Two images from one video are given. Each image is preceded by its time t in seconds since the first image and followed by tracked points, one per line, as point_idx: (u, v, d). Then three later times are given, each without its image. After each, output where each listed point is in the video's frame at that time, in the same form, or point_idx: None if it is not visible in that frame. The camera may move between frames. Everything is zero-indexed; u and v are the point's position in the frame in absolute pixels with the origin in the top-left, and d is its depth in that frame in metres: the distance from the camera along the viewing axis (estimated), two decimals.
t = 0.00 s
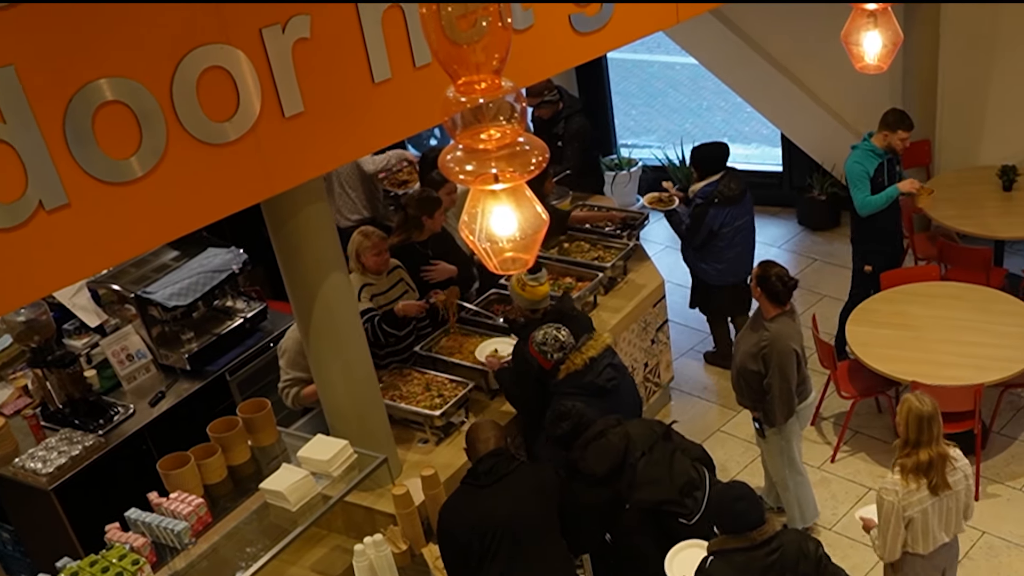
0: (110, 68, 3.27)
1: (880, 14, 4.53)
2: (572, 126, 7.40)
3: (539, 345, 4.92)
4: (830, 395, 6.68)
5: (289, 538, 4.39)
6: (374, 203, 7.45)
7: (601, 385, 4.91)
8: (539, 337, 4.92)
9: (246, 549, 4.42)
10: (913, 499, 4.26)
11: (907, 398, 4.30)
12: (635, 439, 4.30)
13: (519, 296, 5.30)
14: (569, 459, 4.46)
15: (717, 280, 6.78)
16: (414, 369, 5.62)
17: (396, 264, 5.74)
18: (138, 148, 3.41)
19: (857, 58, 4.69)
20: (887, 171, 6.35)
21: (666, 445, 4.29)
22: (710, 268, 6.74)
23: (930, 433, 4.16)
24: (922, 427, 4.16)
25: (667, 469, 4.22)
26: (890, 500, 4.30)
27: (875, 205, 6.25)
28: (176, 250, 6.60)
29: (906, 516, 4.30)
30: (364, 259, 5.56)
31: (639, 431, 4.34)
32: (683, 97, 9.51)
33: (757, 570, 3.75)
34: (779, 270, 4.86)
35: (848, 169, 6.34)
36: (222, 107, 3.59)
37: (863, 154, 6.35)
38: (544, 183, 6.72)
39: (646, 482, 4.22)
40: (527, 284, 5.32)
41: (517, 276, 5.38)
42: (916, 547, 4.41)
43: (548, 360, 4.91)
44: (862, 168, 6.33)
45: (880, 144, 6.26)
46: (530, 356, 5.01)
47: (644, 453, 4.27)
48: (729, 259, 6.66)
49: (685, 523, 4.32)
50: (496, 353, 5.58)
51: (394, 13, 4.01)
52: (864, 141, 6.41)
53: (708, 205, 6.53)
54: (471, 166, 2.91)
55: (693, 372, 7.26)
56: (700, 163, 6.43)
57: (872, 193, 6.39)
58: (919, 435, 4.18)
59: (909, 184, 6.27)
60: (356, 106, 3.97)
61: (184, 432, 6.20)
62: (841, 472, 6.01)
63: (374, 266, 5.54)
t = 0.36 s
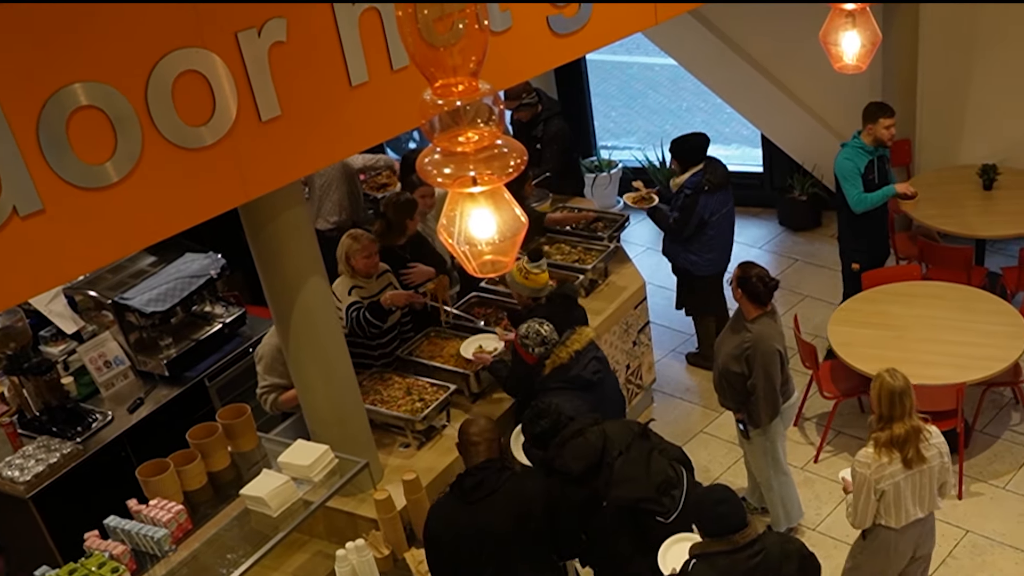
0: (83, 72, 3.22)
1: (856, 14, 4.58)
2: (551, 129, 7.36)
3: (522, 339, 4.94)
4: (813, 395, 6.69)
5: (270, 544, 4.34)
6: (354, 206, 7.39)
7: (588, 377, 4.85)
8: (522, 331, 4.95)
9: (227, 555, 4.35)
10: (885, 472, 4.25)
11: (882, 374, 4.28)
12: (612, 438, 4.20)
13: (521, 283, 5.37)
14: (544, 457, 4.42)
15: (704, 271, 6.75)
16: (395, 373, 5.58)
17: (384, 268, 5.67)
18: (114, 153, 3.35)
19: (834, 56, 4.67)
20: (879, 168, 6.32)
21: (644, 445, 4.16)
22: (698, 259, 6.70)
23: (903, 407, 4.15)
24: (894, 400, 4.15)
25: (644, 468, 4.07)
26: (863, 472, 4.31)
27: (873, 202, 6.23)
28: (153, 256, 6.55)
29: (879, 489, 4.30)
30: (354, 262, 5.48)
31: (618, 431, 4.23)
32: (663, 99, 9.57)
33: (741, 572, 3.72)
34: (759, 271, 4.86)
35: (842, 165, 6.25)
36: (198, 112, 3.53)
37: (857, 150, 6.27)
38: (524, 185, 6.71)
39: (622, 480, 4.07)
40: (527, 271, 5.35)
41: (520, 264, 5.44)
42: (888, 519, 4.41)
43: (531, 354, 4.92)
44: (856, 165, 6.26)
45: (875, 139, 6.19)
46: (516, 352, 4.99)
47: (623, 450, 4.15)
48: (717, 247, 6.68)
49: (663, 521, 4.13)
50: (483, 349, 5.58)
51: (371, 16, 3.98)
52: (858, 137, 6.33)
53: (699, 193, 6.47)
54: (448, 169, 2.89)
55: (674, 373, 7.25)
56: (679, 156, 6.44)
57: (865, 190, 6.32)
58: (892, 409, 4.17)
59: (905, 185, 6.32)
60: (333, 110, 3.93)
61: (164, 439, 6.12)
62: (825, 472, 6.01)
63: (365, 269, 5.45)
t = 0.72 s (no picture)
0: (60, 76, 3.17)
1: (837, 14, 4.57)
2: (532, 130, 7.32)
3: (488, 337, 4.85)
4: (798, 395, 6.69)
5: (253, 550, 4.30)
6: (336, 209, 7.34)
7: (547, 383, 4.80)
8: (488, 329, 4.85)
9: (210, 561, 4.29)
10: (842, 456, 4.31)
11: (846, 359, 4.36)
12: (592, 441, 4.20)
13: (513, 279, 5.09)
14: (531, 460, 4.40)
15: (699, 257, 6.78)
16: (378, 376, 5.53)
17: (378, 276, 5.67)
18: (91, 157, 3.30)
19: (815, 56, 4.67)
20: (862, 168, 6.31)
21: (625, 445, 4.21)
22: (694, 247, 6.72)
23: (862, 392, 4.20)
24: (853, 386, 4.22)
25: (626, 469, 4.09)
26: (821, 455, 4.37)
27: (856, 205, 6.25)
28: (132, 261, 6.46)
29: (836, 473, 4.35)
30: (350, 268, 5.44)
31: (597, 434, 4.25)
32: (646, 100, 9.55)
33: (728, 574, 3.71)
34: (742, 270, 4.85)
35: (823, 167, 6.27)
36: (177, 115, 3.49)
37: (838, 151, 6.27)
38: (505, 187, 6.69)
39: (604, 482, 4.07)
40: (519, 267, 5.10)
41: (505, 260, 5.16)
42: (847, 504, 4.44)
43: (495, 353, 4.84)
44: (837, 167, 6.26)
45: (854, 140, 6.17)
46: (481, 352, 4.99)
47: (605, 452, 4.17)
48: (712, 232, 6.76)
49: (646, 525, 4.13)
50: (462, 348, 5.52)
51: (350, 19, 3.94)
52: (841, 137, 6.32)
53: (695, 182, 6.55)
54: (429, 172, 2.86)
55: (658, 374, 7.24)
56: (668, 150, 6.44)
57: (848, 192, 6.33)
58: (849, 394, 4.23)
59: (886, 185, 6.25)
60: (313, 113, 3.89)
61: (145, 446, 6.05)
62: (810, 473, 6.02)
63: (360, 275, 5.43)
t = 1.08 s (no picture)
0: (39, 80, 3.12)
1: (819, 14, 4.58)
2: (516, 133, 7.30)
3: (448, 338, 5.03)
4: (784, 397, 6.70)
5: (238, 555, 4.26)
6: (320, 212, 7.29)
7: (508, 383, 4.69)
8: (448, 331, 5.04)
9: (195, 566, 4.27)
10: (786, 443, 4.39)
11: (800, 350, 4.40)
12: (578, 445, 4.25)
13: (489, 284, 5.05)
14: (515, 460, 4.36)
15: (679, 251, 6.85)
16: (363, 380, 5.46)
17: (370, 286, 5.68)
18: (71, 161, 3.26)
19: (798, 56, 4.67)
20: (842, 171, 6.32)
21: (613, 449, 4.23)
22: (674, 242, 6.79)
23: (810, 384, 4.25)
24: (801, 377, 4.27)
25: (613, 475, 4.11)
26: (767, 441, 4.45)
27: (833, 206, 6.24)
28: (115, 265, 6.43)
29: (781, 460, 4.43)
30: (342, 274, 5.44)
31: (583, 438, 4.27)
32: (629, 101, 9.63)
33: None
34: (726, 270, 4.85)
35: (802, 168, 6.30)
36: (157, 119, 3.44)
37: (818, 153, 6.29)
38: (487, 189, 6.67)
39: (590, 489, 4.08)
40: (493, 271, 5.04)
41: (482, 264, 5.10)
42: (790, 490, 4.52)
43: (454, 353, 4.99)
44: (816, 168, 6.29)
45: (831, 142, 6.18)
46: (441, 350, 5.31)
47: (589, 458, 4.19)
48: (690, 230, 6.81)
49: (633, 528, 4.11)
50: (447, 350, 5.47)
51: (332, 21, 3.90)
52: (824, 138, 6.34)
53: (678, 177, 6.61)
54: (412, 174, 2.84)
55: (644, 375, 7.20)
56: (646, 145, 6.48)
57: (824, 194, 6.35)
58: (798, 384, 4.29)
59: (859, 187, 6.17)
60: (295, 116, 3.85)
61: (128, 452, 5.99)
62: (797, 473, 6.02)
63: (353, 281, 5.43)
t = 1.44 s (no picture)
0: (16, 83, 3.08)
1: (802, 14, 4.59)
2: (499, 134, 7.27)
3: (417, 335, 5.02)
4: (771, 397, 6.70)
5: (222, 560, 4.21)
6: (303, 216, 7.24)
7: (478, 377, 4.62)
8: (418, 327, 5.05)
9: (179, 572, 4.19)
10: (743, 435, 4.40)
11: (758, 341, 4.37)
12: (568, 446, 4.19)
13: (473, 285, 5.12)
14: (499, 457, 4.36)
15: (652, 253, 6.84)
16: (348, 383, 5.44)
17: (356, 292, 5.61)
18: (51, 165, 3.21)
19: (781, 56, 4.69)
20: (822, 171, 6.31)
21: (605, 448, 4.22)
22: (645, 243, 6.78)
23: (767, 378, 4.23)
24: (757, 370, 4.25)
25: (605, 473, 4.12)
26: (726, 432, 4.47)
27: (802, 204, 6.27)
28: (95, 270, 6.38)
29: (740, 451, 4.45)
30: (331, 279, 5.38)
31: (572, 436, 4.23)
32: (613, 102, 9.66)
33: None
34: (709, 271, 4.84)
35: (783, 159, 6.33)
36: (137, 122, 3.40)
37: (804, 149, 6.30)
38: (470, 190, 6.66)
39: (582, 487, 4.08)
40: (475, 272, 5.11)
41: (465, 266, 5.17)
42: (750, 480, 4.55)
43: (423, 349, 4.97)
44: (796, 165, 6.31)
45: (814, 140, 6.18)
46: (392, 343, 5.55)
47: (579, 458, 4.15)
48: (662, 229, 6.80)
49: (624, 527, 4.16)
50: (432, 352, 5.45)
51: (312, 23, 3.86)
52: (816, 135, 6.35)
53: (649, 178, 6.61)
54: (394, 177, 2.81)
55: (629, 376, 7.18)
56: (618, 146, 6.48)
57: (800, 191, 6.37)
58: (753, 377, 4.27)
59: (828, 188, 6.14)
60: (276, 118, 3.81)
61: (111, 459, 5.91)
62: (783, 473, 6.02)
63: (341, 286, 5.38)
